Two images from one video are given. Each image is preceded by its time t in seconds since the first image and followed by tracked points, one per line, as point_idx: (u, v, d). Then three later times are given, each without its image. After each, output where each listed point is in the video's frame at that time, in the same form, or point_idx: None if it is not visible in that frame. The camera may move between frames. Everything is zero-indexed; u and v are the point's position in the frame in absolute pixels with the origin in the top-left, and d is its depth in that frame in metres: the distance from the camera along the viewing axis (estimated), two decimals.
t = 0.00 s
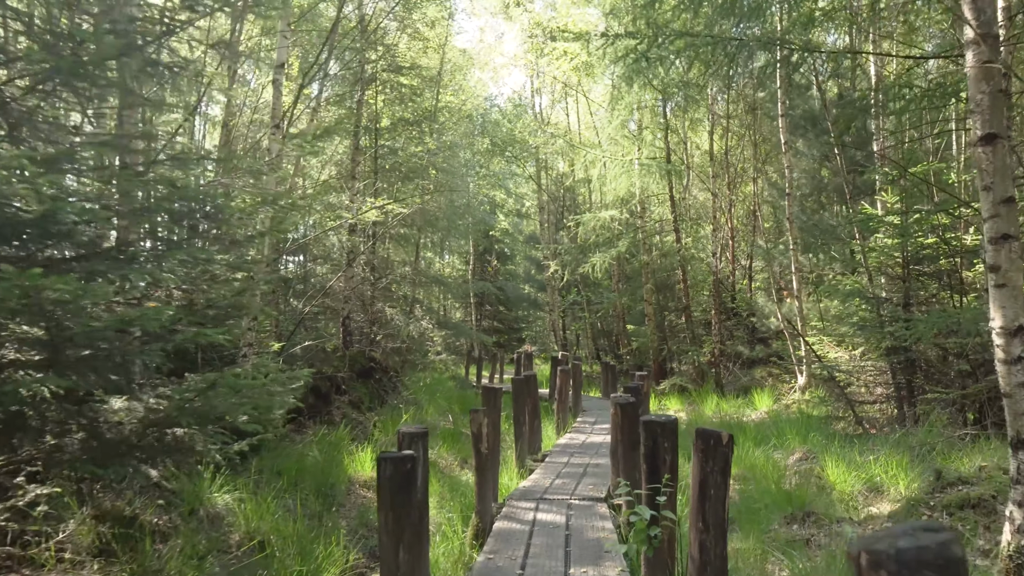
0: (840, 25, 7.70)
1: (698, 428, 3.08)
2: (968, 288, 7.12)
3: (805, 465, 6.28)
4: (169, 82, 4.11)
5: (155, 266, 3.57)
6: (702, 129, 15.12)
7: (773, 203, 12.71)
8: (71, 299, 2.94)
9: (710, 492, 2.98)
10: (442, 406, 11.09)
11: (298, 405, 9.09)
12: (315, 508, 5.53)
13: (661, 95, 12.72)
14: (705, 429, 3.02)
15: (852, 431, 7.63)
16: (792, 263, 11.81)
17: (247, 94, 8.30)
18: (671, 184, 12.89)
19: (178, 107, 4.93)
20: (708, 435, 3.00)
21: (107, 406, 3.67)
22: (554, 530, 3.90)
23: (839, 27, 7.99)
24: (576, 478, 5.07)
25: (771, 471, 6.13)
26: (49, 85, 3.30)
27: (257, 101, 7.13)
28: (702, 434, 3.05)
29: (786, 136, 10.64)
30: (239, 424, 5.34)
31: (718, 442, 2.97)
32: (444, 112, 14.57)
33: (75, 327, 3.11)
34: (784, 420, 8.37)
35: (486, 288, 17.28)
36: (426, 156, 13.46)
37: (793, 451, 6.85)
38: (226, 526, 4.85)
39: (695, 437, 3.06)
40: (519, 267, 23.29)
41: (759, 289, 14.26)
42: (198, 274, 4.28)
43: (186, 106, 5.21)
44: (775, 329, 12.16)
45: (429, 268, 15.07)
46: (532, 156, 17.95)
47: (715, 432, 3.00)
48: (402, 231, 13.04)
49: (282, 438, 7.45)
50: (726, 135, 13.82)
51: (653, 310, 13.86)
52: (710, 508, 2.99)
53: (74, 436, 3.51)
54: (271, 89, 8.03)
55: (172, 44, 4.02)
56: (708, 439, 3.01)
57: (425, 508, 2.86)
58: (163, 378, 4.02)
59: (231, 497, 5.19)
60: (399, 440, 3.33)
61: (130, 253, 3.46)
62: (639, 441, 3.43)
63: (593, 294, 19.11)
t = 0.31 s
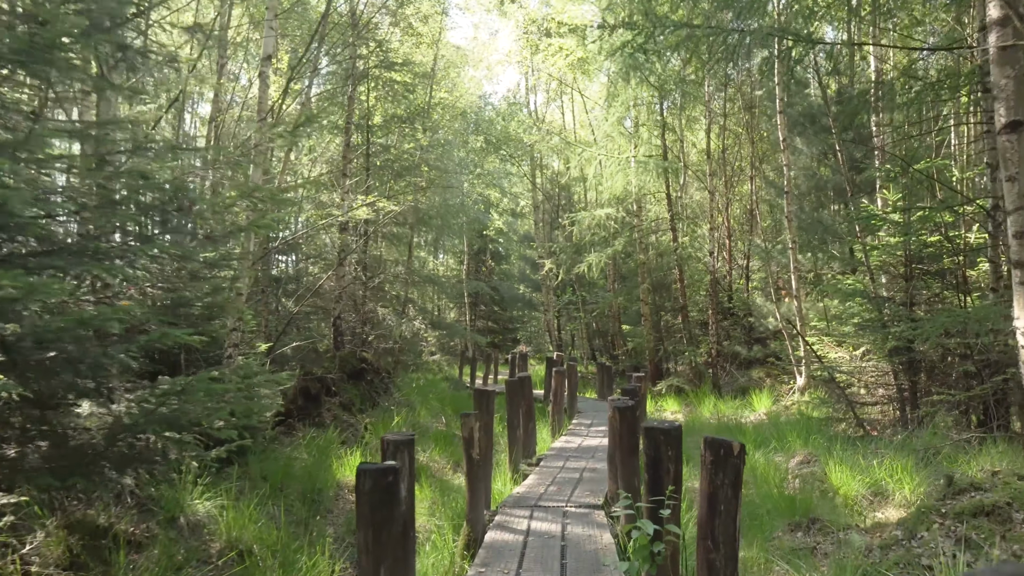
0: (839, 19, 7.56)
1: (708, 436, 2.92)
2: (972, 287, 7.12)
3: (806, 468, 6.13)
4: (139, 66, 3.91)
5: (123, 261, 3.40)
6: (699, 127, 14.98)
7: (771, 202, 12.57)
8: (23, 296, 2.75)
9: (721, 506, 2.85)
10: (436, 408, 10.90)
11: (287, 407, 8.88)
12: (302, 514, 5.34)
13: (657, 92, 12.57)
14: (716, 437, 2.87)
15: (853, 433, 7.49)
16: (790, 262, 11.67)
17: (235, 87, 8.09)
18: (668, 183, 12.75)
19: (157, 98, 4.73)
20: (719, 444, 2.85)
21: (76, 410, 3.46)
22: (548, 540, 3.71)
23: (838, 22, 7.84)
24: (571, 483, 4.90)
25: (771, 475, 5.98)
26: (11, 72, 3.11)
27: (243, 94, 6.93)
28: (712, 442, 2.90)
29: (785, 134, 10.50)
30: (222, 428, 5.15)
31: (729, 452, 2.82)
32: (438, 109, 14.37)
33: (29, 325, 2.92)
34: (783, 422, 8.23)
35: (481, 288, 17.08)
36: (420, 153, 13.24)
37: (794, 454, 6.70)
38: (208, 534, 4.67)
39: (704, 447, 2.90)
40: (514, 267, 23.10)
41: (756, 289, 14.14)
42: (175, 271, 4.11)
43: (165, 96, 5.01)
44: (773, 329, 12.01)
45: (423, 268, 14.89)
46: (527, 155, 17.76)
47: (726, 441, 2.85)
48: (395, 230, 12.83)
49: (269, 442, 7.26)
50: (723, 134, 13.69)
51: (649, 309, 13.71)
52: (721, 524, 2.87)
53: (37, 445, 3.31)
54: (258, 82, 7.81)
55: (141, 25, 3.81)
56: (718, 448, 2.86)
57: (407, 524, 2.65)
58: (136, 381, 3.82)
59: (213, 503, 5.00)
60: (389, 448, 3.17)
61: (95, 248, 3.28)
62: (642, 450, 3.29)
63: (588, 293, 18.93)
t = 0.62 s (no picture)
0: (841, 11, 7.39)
1: (721, 449, 2.78)
2: (977, 287, 6.96)
3: (810, 472, 5.95)
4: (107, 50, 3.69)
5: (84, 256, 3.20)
6: (696, 126, 14.83)
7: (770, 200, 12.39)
8: None
9: (736, 526, 2.73)
10: (429, 410, 10.68)
11: (277, 410, 8.65)
12: (286, 523, 5.13)
13: (655, 88, 12.39)
14: (731, 450, 2.73)
15: (855, 436, 7.33)
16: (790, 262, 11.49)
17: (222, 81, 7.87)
18: (666, 180, 12.56)
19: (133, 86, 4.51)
20: (734, 458, 2.71)
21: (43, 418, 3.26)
22: (544, 553, 3.52)
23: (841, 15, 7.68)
24: (568, 490, 4.70)
25: (773, 480, 5.81)
26: None
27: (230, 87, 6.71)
28: (726, 456, 2.76)
29: (785, 130, 10.32)
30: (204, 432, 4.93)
31: (745, 466, 2.69)
32: (433, 107, 14.14)
33: None
34: (783, 424, 8.07)
35: (476, 287, 16.85)
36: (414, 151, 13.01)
37: (797, 457, 6.53)
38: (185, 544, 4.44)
39: (717, 460, 2.76)
40: (509, 267, 22.87)
41: (753, 289, 14.00)
42: (144, 270, 3.89)
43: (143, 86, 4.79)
44: (772, 329, 11.84)
45: (416, 267, 14.67)
46: (523, 153, 17.55)
47: (741, 455, 2.71)
48: (388, 229, 12.60)
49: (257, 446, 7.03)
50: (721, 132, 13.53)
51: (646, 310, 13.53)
52: (734, 544, 2.75)
53: None
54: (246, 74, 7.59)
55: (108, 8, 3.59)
56: (733, 462, 2.72)
57: (393, 536, 2.88)
58: (106, 385, 3.57)
59: (192, 511, 4.78)
60: (373, 458, 2.93)
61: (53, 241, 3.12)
62: (647, 461, 3.16)
63: (584, 293, 18.73)
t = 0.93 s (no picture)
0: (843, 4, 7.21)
1: (744, 465, 2.53)
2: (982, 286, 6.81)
3: (814, 476, 5.77)
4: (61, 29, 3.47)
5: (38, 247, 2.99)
6: (693, 123, 14.66)
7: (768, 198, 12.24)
8: None
9: (761, 551, 2.48)
10: (422, 412, 10.47)
11: (265, 412, 8.41)
12: (271, 532, 4.91)
13: (652, 85, 12.18)
14: (756, 468, 2.48)
15: (857, 439, 7.16)
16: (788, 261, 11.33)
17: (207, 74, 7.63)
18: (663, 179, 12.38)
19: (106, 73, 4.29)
20: (760, 477, 2.46)
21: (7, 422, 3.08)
22: (541, 568, 3.31)
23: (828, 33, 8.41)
24: (565, 497, 4.51)
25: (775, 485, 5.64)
26: None
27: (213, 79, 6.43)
28: (750, 474, 2.51)
29: (785, 127, 10.15)
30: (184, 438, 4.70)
31: (773, 486, 2.44)
32: (426, 103, 13.90)
33: None
34: (784, 426, 7.89)
35: (470, 287, 16.63)
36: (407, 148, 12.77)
37: (799, 461, 6.36)
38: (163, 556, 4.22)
39: (741, 478, 2.51)
40: (504, 267, 22.64)
41: (751, 288, 13.85)
42: (115, 265, 3.65)
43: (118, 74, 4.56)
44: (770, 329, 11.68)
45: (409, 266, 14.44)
46: (517, 151, 17.32)
47: (767, 473, 2.46)
48: (380, 227, 12.36)
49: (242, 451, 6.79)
50: (718, 129, 13.36)
51: (642, 310, 13.34)
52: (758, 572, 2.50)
53: None
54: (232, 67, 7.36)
55: None
56: (759, 481, 2.48)
57: (376, 562, 2.72)
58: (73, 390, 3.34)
59: (172, 520, 4.55)
60: (358, 469, 2.78)
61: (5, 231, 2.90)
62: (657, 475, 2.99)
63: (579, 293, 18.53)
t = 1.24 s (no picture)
0: None
1: (774, 483, 2.20)
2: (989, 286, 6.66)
3: (818, 481, 5.63)
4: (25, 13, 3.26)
5: None
6: (691, 122, 14.53)
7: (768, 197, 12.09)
8: None
9: None
10: (416, 413, 10.27)
11: (255, 415, 8.21)
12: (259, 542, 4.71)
13: (650, 82, 12.03)
14: (787, 487, 2.14)
15: (861, 441, 7.02)
16: (788, 260, 11.19)
17: (197, 67, 7.42)
18: (661, 177, 12.22)
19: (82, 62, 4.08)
20: (792, 498, 2.12)
21: None
22: None
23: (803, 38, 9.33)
24: (565, 505, 4.32)
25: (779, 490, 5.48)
26: None
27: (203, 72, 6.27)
28: (781, 493, 2.18)
29: (785, 124, 10.02)
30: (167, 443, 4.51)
31: (807, 508, 2.11)
32: (421, 100, 13.71)
33: None
34: (785, 428, 7.74)
35: (465, 286, 16.43)
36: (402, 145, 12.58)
37: (802, 465, 6.21)
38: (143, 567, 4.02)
39: (771, 499, 2.18)
40: (499, 266, 22.45)
41: (749, 288, 13.71)
42: (85, 259, 3.42)
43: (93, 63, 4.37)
44: (769, 330, 11.55)
45: (404, 266, 14.25)
46: (513, 149, 17.14)
47: (801, 493, 2.13)
48: (373, 225, 12.16)
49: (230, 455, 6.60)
50: (717, 127, 13.23)
51: (639, 309, 13.19)
52: None
53: None
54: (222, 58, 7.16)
55: None
56: (792, 502, 2.14)
57: (363, 572, 2.82)
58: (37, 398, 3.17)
59: (154, 530, 4.34)
60: (341, 484, 2.78)
61: None
62: (670, 487, 2.80)
63: (575, 292, 18.36)
